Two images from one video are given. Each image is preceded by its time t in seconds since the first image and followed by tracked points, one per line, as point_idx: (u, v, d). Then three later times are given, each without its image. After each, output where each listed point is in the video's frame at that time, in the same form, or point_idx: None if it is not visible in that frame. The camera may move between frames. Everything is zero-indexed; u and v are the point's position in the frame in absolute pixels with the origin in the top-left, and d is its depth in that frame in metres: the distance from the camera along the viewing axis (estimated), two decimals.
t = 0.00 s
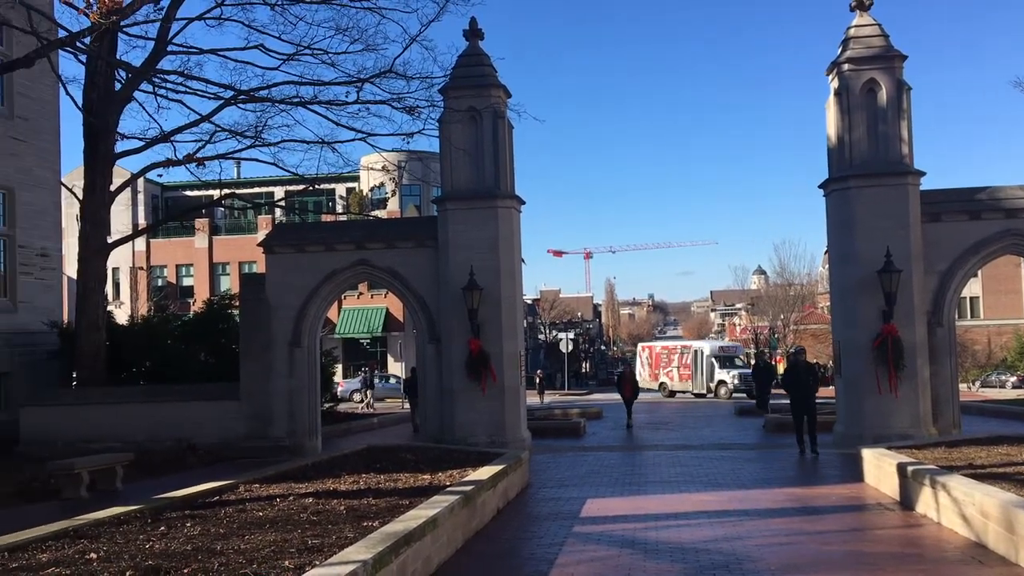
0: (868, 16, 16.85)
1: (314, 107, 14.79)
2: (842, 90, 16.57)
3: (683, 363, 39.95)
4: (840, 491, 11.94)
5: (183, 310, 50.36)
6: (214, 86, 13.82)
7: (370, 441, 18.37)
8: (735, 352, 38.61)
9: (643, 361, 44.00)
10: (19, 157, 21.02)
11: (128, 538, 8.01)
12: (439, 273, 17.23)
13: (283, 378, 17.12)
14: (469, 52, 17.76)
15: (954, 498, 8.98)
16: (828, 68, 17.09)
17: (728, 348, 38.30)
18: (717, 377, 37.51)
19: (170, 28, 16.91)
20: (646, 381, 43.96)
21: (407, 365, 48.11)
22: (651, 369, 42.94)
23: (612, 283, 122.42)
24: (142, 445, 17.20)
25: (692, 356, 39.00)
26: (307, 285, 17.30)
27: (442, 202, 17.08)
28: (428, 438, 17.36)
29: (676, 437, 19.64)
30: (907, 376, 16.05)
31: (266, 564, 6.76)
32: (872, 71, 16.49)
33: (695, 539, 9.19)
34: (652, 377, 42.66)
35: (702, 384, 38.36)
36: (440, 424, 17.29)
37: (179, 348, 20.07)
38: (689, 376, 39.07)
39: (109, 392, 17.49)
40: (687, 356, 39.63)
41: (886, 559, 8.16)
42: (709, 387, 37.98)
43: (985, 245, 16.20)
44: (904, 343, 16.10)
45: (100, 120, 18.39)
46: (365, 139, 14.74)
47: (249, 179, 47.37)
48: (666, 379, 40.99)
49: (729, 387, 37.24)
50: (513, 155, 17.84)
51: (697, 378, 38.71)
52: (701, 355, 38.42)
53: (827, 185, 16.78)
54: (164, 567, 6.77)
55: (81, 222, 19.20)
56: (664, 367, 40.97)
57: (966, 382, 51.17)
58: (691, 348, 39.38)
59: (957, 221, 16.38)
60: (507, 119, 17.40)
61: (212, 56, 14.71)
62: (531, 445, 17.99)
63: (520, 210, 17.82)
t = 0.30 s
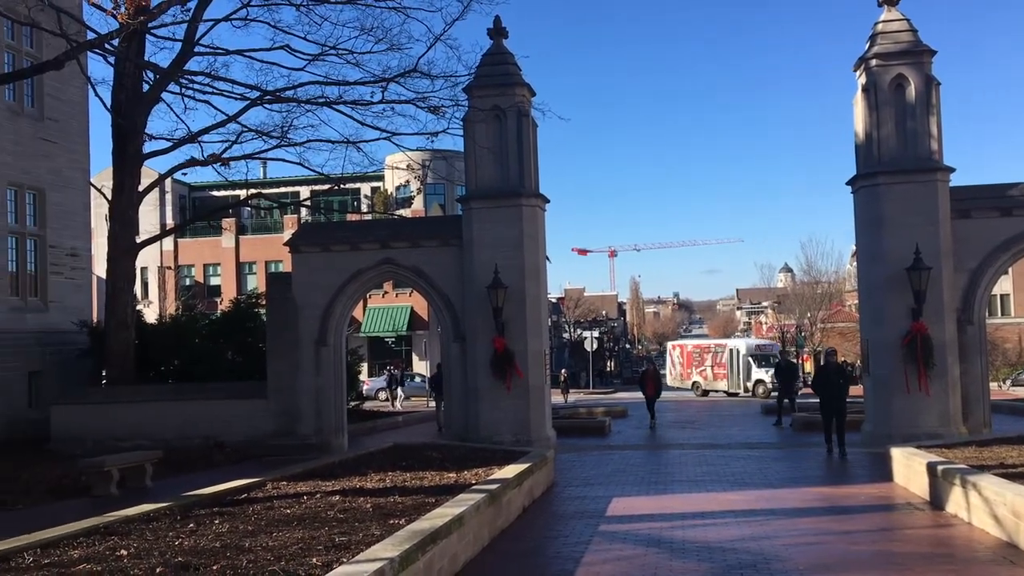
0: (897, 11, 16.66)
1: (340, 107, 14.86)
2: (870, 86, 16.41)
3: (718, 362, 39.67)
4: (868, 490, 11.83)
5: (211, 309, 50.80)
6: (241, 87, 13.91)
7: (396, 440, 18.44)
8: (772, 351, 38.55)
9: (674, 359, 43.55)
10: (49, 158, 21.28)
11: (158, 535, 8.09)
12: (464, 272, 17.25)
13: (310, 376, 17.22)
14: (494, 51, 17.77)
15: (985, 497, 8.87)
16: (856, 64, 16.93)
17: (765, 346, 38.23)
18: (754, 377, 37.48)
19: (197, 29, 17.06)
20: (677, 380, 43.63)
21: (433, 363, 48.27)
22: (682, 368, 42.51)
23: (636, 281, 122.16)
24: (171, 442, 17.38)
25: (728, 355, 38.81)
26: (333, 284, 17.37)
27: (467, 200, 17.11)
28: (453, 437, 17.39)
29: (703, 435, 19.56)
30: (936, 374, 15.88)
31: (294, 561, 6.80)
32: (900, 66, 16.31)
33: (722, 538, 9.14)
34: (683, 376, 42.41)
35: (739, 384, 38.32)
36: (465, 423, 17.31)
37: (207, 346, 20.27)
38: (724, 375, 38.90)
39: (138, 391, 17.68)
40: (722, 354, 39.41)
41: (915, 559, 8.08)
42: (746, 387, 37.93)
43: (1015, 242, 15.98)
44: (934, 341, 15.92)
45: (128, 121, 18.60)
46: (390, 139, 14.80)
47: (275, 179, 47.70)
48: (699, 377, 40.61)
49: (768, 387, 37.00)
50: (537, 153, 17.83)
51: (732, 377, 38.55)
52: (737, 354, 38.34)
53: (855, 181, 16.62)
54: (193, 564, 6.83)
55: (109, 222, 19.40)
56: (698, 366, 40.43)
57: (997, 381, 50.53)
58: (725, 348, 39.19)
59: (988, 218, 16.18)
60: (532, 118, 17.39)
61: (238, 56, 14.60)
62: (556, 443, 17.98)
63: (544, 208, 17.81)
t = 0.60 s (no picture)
0: (926, 5, 16.47)
1: (365, 107, 14.94)
2: (900, 81, 16.24)
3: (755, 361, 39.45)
4: (899, 490, 11.71)
5: (238, 308, 51.22)
6: (269, 88, 14.02)
7: (422, 438, 18.49)
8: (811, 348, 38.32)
9: (710, 358, 43.47)
10: (80, 159, 21.54)
11: (188, 533, 8.17)
12: (490, 270, 17.26)
13: (337, 375, 17.32)
14: (519, 50, 17.78)
15: (1017, 496, 8.75)
16: (884, 59, 16.75)
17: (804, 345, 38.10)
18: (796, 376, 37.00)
19: (224, 31, 17.21)
20: (711, 378, 43.34)
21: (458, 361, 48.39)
22: (717, 366, 42.41)
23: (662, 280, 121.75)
24: (201, 441, 17.55)
25: (765, 354, 38.45)
26: (359, 283, 17.45)
27: (492, 199, 17.12)
28: (480, 435, 17.42)
29: (729, 434, 19.47)
30: (968, 373, 15.68)
31: (323, 559, 6.84)
32: (930, 61, 16.12)
33: (750, 538, 9.09)
34: (718, 375, 42.17)
35: (778, 383, 37.87)
36: (491, 422, 17.33)
37: (236, 345, 20.47)
38: (763, 373, 38.44)
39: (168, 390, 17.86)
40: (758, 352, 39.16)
41: (947, 559, 7.99)
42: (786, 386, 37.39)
43: None
44: (965, 339, 15.73)
45: (157, 123, 18.81)
46: (414, 138, 14.76)
47: (302, 179, 48.02)
48: (735, 376, 40.53)
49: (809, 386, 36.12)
50: (563, 152, 17.82)
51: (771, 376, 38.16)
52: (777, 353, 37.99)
53: (884, 178, 16.45)
54: (223, 562, 6.89)
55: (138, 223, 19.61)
56: (733, 365, 40.51)
57: None
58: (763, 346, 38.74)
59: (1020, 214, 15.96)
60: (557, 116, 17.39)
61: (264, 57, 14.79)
62: (582, 442, 17.96)
63: (570, 206, 17.79)
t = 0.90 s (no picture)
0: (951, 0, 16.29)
1: (387, 107, 14.97)
2: (924, 78, 16.09)
3: (785, 361, 38.89)
4: (924, 490, 11.61)
5: (261, 308, 51.53)
6: (291, 89, 14.08)
7: (443, 437, 18.53)
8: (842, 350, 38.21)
9: (738, 356, 42.94)
10: (105, 161, 21.75)
11: (212, 531, 8.24)
12: (510, 269, 17.27)
13: (359, 374, 17.40)
14: (540, 49, 17.78)
15: None
16: (908, 55, 16.60)
17: (839, 343, 38.01)
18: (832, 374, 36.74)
19: (247, 32, 17.32)
20: (741, 377, 42.69)
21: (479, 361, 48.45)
22: (746, 365, 41.82)
23: (684, 278, 121.40)
24: (224, 440, 17.68)
25: (798, 353, 38.27)
26: (381, 283, 17.50)
27: (513, 199, 17.12)
28: (501, 434, 17.44)
29: (752, 434, 19.39)
30: (994, 372, 15.53)
31: (346, 557, 6.88)
32: (954, 57, 15.95)
33: (774, 538, 9.04)
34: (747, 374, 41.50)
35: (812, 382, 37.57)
36: (512, 421, 17.34)
37: (260, 345, 20.61)
38: (795, 373, 37.96)
39: (192, 389, 18.00)
40: (790, 351, 38.67)
41: (973, 560, 7.92)
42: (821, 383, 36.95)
43: None
44: (991, 338, 15.58)
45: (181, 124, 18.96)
46: (438, 139, 14.47)
47: (324, 179, 48.24)
48: (764, 375, 39.94)
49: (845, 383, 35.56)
50: (583, 151, 17.80)
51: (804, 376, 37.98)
52: (810, 351, 38.02)
53: (908, 175, 16.29)
54: (247, 560, 6.94)
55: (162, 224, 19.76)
56: (763, 364, 39.84)
57: None
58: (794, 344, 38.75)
59: None
60: (578, 115, 17.37)
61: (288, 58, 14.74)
62: (603, 441, 17.93)
63: (591, 205, 17.77)
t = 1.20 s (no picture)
0: None
1: (414, 107, 15.05)
2: (956, 73, 15.87)
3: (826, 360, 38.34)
4: (959, 490, 11.46)
5: (290, 307, 51.91)
6: (319, 89, 14.18)
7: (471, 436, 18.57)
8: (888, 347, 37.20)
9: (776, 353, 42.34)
10: (136, 162, 22.01)
11: (244, 529, 8.32)
12: (538, 268, 17.27)
13: (388, 373, 17.49)
14: (566, 47, 17.75)
15: None
16: (940, 50, 16.38)
17: (884, 342, 37.02)
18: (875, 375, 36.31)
19: (275, 33, 17.46)
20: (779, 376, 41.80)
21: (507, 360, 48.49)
22: (785, 363, 41.23)
23: (712, 276, 120.71)
24: (255, 438, 17.84)
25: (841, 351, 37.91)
26: (409, 282, 17.56)
27: (540, 197, 17.12)
28: (529, 433, 17.45)
29: (781, 433, 19.24)
30: None
31: (376, 555, 6.92)
32: (987, 52, 15.74)
33: (805, 538, 8.97)
34: (786, 371, 40.72)
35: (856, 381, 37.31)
36: (540, 419, 17.34)
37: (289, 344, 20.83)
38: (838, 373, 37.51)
39: (223, 388, 18.17)
40: (833, 350, 38.16)
41: (1008, 560, 7.80)
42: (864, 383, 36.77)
43: None
44: None
45: (210, 125, 19.15)
46: (464, 136, 15.48)
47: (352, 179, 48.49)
48: (806, 375, 39.49)
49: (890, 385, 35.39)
50: (611, 149, 17.75)
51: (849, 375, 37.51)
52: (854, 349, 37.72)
53: (940, 171, 16.09)
54: (278, 557, 7.00)
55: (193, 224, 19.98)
56: (803, 362, 39.18)
57: None
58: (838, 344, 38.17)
59: None
60: (605, 113, 17.34)
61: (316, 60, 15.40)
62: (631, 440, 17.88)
63: (618, 204, 17.72)
